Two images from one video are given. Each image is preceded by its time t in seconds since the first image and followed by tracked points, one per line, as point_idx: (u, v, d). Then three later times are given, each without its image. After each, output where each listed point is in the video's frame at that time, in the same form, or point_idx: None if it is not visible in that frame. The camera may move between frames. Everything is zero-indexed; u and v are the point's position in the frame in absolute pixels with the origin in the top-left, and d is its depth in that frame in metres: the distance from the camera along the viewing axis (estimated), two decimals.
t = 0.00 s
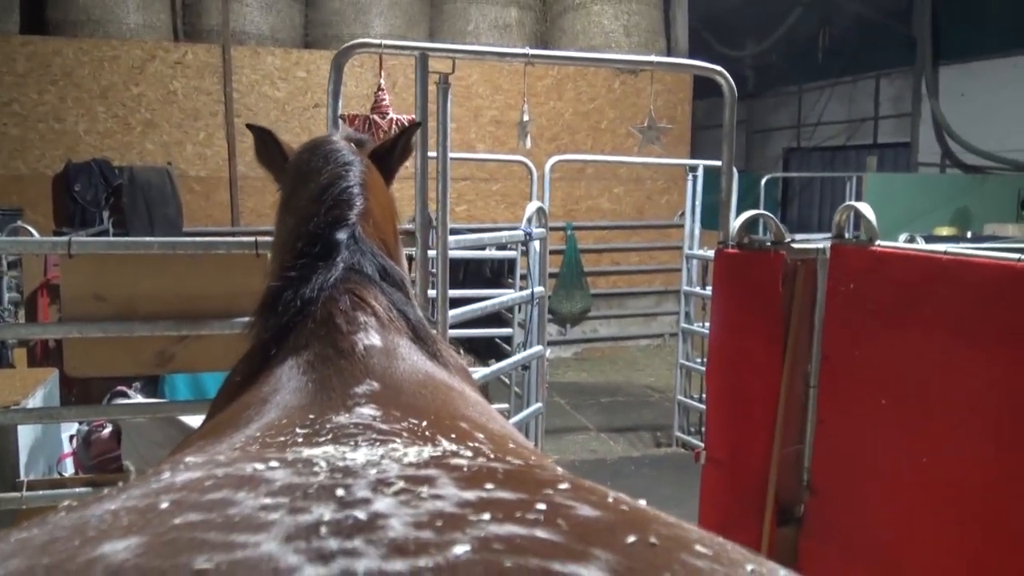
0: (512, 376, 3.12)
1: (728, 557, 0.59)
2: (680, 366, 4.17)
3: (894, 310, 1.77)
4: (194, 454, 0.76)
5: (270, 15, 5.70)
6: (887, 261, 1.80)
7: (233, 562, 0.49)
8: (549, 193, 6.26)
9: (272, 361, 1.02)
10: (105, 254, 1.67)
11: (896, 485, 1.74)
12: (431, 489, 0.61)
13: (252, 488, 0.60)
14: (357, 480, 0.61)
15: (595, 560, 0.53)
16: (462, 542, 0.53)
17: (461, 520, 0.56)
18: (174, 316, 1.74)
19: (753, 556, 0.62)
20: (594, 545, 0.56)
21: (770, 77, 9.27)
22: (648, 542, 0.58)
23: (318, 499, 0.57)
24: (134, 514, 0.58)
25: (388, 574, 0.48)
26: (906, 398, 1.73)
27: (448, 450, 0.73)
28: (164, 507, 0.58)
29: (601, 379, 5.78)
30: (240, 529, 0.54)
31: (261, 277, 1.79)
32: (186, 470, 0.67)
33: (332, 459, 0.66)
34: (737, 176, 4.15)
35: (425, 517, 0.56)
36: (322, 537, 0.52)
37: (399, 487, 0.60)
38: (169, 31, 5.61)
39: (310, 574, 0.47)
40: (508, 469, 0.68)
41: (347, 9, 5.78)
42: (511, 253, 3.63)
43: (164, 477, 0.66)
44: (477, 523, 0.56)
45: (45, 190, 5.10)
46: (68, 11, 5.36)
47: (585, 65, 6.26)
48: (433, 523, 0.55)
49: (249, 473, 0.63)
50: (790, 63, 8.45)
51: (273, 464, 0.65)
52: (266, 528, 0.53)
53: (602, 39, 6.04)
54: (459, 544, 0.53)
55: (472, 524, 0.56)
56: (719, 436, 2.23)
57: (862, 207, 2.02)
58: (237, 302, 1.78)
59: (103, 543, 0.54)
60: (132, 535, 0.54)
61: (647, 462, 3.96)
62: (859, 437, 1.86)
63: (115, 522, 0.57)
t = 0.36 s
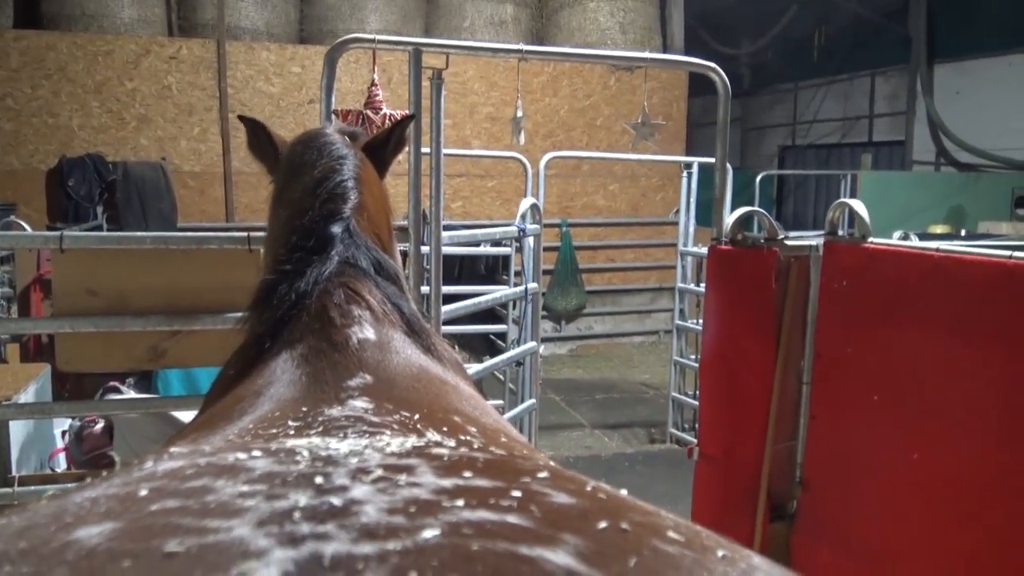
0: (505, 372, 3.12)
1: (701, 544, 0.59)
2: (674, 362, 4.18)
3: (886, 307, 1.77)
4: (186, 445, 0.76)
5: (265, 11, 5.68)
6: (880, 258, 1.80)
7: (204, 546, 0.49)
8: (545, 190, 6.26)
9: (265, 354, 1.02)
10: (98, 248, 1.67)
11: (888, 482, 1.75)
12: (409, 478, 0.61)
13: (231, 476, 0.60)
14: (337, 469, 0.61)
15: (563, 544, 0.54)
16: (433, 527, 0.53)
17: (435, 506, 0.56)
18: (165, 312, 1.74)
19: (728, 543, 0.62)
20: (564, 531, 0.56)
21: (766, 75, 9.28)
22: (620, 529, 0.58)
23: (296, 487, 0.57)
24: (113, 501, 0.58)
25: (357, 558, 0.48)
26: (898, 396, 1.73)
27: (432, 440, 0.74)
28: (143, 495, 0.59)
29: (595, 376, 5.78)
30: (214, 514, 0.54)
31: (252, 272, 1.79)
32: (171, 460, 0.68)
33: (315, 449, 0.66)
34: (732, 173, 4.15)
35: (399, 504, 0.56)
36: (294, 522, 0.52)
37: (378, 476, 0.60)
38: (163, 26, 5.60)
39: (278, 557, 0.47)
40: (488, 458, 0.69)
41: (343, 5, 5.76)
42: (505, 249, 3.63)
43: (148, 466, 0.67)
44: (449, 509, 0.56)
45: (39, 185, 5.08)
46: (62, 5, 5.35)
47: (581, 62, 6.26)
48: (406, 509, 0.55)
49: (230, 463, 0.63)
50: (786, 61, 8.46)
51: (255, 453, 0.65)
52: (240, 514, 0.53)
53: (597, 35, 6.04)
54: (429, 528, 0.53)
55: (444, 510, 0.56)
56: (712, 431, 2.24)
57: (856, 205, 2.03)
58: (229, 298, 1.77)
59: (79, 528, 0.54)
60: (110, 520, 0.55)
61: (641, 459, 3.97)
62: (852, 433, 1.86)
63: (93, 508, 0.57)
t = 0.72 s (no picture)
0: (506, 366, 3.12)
1: (702, 530, 0.60)
2: (675, 356, 4.18)
3: (887, 299, 1.77)
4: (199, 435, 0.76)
5: (263, 7, 5.68)
6: (881, 250, 1.80)
7: (210, 531, 0.49)
8: (545, 185, 6.26)
9: (277, 346, 1.02)
10: (98, 245, 1.66)
11: (892, 473, 1.75)
12: (416, 465, 0.61)
13: (239, 465, 0.60)
14: (344, 458, 0.61)
15: (563, 529, 0.54)
16: (434, 512, 0.53)
17: (438, 493, 0.56)
18: (166, 308, 1.74)
19: (728, 529, 0.62)
20: (565, 516, 0.56)
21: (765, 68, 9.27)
22: (620, 514, 0.58)
23: (303, 475, 0.57)
24: (124, 490, 0.58)
25: (359, 541, 0.48)
26: (901, 387, 1.73)
27: (440, 430, 0.74)
28: (153, 484, 0.59)
29: (597, 370, 5.79)
30: (221, 501, 0.54)
31: (253, 269, 1.79)
32: (182, 450, 0.68)
33: (322, 439, 0.66)
34: (732, 166, 4.15)
35: (403, 490, 0.56)
36: (299, 508, 0.52)
37: (384, 464, 0.60)
38: (161, 24, 5.59)
39: (282, 540, 0.47)
40: (493, 447, 0.69)
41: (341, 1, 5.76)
42: (505, 245, 3.63)
43: (160, 456, 0.67)
44: (452, 496, 0.56)
45: (39, 183, 5.08)
46: (61, 4, 5.34)
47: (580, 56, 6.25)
48: (410, 495, 0.55)
49: (239, 452, 0.63)
50: (786, 54, 8.44)
51: (264, 443, 0.65)
52: (247, 500, 0.53)
53: (597, 30, 6.04)
54: (431, 513, 0.53)
55: (448, 496, 0.56)
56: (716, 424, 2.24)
57: (856, 198, 2.03)
58: (230, 294, 1.77)
59: (90, 515, 0.54)
60: (121, 507, 0.55)
61: (643, 453, 3.97)
62: (855, 425, 1.86)
63: (103, 497, 0.58)
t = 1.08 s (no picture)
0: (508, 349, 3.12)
1: (722, 502, 0.59)
2: (675, 339, 4.18)
3: (891, 281, 1.77)
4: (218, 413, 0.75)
5: None
6: (884, 231, 1.80)
7: (234, 501, 0.49)
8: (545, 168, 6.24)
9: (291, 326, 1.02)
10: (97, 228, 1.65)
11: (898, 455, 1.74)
12: (435, 439, 0.60)
13: (260, 439, 0.59)
14: (363, 432, 0.60)
15: (583, 499, 0.53)
16: (454, 483, 0.52)
17: (458, 465, 0.56)
18: (166, 291, 1.72)
19: (745, 501, 0.61)
20: (585, 487, 0.55)
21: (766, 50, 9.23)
22: (639, 486, 0.57)
23: (323, 448, 0.57)
24: (146, 463, 0.58)
25: (381, 510, 0.48)
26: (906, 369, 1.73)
27: (458, 408, 0.73)
28: (176, 457, 0.58)
29: (597, 353, 5.79)
30: (244, 472, 0.53)
31: (253, 250, 1.77)
32: (203, 426, 0.67)
33: (341, 415, 0.66)
34: (733, 148, 4.13)
35: (423, 461, 0.55)
36: (322, 478, 0.51)
37: (403, 438, 0.59)
38: (159, 5, 5.56)
39: (306, 509, 0.47)
40: (511, 423, 0.68)
41: None
42: (506, 227, 3.62)
43: (182, 433, 0.66)
44: (472, 467, 0.55)
45: (36, 165, 5.06)
46: None
47: (580, 37, 6.22)
48: (430, 467, 0.54)
49: (259, 427, 0.62)
50: (787, 36, 8.40)
51: (284, 419, 0.65)
52: (270, 472, 0.53)
53: (597, 11, 6.01)
54: (452, 484, 0.52)
55: (467, 468, 0.55)
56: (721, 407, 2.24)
57: (859, 178, 2.01)
58: (230, 277, 1.76)
59: (115, 487, 0.54)
60: (144, 478, 0.54)
61: (644, 436, 3.98)
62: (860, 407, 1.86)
63: (128, 469, 0.57)
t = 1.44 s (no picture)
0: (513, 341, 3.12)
1: (732, 482, 0.59)
2: (680, 333, 4.18)
3: (898, 278, 1.76)
4: (231, 398, 0.75)
5: None
6: (890, 227, 1.79)
7: (248, 475, 0.49)
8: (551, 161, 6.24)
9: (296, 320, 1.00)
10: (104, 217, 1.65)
11: (907, 453, 1.73)
12: (447, 421, 0.60)
13: (273, 421, 0.59)
14: (375, 416, 0.60)
15: (593, 476, 0.53)
16: (464, 459, 0.52)
17: (468, 444, 0.55)
18: (172, 280, 1.72)
19: (753, 483, 0.61)
20: (595, 466, 0.54)
21: (774, 45, 9.20)
22: (646, 466, 0.56)
23: (336, 429, 0.56)
24: (159, 441, 0.58)
25: (393, 483, 0.48)
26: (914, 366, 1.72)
27: (468, 394, 0.72)
28: (192, 437, 0.58)
29: (602, 347, 5.79)
30: (259, 449, 0.53)
31: (259, 241, 1.77)
32: (217, 409, 0.67)
33: (353, 400, 0.65)
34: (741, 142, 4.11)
35: (434, 442, 0.55)
36: (338, 453, 0.51)
37: (414, 420, 0.59)
38: None
39: (319, 482, 0.47)
40: (520, 407, 0.67)
41: None
42: (512, 220, 3.61)
43: (196, 415, 0.66)
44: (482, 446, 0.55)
45: (43, 155, 5.07)
46: None
47: (588, 30, 6.21)
48: (440, 446, 0.54)
49: (272, 410, 0.62)
50: (795, 30, 8.38)
51: (297, 403, 0.64)
52: (282, 449, 0.53)
53: (604, 4, 5.99)
54: (462, 461, 0.52)
55: (477, 446, 0.55)
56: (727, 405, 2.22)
57: (867, 173, 2.00)
58: (236, 267, 1.76)
59: (133, 462, 0.53)
60: (161, 454, 0.54)
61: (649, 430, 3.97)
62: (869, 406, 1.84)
63: (145, 447, 0.57)
